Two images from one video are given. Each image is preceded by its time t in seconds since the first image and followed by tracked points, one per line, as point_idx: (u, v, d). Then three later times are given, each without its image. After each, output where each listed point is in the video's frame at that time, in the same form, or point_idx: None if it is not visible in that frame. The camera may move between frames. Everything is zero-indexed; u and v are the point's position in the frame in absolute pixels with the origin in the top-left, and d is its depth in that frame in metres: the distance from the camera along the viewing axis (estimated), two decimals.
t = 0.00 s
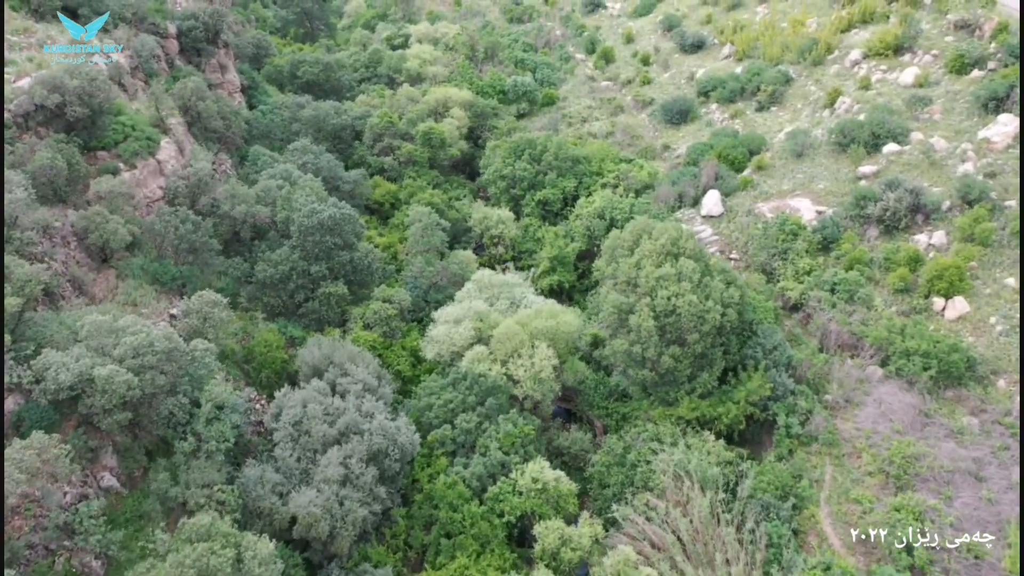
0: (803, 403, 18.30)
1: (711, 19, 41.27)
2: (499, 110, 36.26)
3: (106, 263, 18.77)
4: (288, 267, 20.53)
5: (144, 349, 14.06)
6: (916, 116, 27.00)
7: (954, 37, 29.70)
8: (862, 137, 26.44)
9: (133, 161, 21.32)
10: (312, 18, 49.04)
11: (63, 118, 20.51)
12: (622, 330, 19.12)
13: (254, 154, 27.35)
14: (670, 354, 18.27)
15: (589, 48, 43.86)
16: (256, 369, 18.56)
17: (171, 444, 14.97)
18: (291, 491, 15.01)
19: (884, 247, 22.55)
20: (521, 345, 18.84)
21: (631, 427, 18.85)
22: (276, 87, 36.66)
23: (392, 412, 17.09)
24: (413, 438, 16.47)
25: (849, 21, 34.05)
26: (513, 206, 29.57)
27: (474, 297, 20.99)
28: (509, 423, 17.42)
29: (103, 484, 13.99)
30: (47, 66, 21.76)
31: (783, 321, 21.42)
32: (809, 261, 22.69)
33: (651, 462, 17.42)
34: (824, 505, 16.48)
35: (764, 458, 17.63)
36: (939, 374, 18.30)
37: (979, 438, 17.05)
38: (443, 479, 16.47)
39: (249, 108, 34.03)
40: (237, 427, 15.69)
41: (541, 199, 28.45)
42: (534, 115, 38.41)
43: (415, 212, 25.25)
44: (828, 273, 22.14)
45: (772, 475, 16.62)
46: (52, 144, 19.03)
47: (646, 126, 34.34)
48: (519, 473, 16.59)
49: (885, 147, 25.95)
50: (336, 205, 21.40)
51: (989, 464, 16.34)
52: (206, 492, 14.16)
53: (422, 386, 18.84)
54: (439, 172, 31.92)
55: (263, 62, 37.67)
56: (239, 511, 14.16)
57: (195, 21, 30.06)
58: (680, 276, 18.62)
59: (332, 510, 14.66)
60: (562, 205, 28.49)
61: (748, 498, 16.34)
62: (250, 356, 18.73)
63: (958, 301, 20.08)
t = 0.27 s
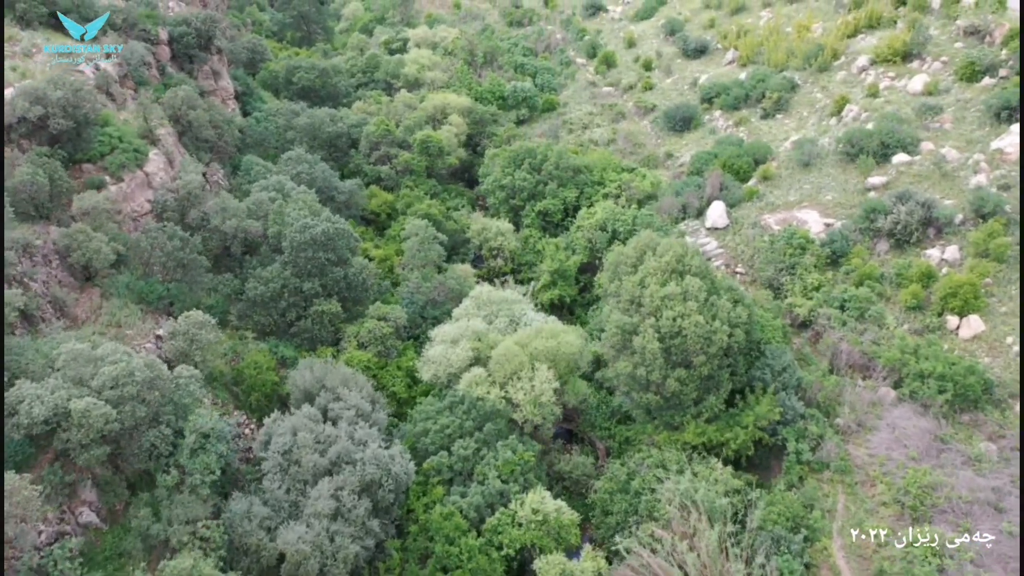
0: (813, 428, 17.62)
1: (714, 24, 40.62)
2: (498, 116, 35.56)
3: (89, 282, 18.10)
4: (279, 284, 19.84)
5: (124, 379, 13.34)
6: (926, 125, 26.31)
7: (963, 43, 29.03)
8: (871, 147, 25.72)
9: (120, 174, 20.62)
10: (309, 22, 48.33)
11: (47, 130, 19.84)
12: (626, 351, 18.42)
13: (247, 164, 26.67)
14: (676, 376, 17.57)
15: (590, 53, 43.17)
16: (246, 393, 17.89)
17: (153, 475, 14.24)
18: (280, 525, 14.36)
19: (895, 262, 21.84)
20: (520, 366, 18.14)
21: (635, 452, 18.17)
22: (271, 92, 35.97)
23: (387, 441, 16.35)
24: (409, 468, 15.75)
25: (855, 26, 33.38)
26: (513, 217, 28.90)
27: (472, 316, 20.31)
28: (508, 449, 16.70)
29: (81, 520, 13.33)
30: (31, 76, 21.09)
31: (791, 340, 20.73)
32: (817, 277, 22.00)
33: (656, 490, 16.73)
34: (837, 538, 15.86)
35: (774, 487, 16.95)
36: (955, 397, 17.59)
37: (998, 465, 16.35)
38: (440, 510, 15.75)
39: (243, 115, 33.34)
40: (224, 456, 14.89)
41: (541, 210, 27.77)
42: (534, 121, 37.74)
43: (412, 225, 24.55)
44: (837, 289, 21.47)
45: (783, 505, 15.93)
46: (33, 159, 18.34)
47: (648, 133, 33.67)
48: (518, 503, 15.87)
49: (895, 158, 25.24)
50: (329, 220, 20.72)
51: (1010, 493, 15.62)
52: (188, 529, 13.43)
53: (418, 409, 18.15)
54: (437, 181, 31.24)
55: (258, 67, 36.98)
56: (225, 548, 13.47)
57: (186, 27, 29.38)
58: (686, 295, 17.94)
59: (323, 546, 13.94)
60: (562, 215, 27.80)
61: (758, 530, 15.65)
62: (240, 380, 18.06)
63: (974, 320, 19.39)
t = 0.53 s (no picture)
0: (824, 454, 16.94)
1: (718, 28, 39.94)
2: (498, 123, 34.89)
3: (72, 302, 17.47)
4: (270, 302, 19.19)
5: (101, 412, 12.65)
6: (937, 134, 25.62)
7: (974, 49, 28.35)
8: (880, 157, 25.04)
9: (106, 188, 19.96)
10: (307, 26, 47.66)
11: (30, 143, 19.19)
12: (629, 373, 17.75)
13: (239, 175, 26.03)
14: (681, 401, 16.89)
15: (591, 57, 42.49)
16: (235, 417, 17.23)
17: (134, 511, 13.60)
18: (267, 563, 13.83)
19: (907, 278, 21.17)
20: (520, 390, 17.43)
21: (639, 479, 17.53)
22: (267, 98, 35.32)
23: (383, 470, 15.53)
24: (404, 498, 14.94)
25: (862, 31, 32.70)
26: (512, 228, 28.25)
27: (470, 336, 19.69)
28: (507, 478, 16.00)
29: (57, 559, 12.64)
30: (15, 87, 20.45)
31: (800, 359, 20.07)
32: (826, 293, 21.35)
33: (661, 520, 16.09)
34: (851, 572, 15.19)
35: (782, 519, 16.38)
36: (973, 422, 16.91)
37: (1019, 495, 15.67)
38: (436, 543, 15.06)
39: (237, 122, 32.70)
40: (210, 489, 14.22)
41: (542, 221, 27.11)
42: (535, 127, 37.06)
43: (409, 238, 23.89)
44: (847, 306, 20.79)
45: (794, 538, 15.28)
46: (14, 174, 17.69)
47: (651, 141, 33.01)
48: (518, 536, 15.19)
49: (905, 168, 24.55)
50: (323, 235, 20.06)
51: None
52: (170, 569, 12.79)
53: (414, 434, 17.51)
54: (435, 190, 30.59)
55: (254, 72, 36.33)
56: None
57: (178, 33, 28.73)
58: (691, 316, 17.28)
59: None
60: (563, 227, 27.14)
61: (768, 564, 15.01)
62: (229, 405, 17.41)
63: (990, 340, 18.70)
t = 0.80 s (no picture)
0: (837, 482, 16.25)
1: (721, 32, 39.27)
2: (497, 129, 34.23)
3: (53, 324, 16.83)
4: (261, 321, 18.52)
5: (77, 449, 12.04)
6: (947, 144, 24.95)
7: (984, 56, 27.66)
8: (889, 167, 24.36)
9: (91, 203, 19.27)
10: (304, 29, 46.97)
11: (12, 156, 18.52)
12: (633, 396, 17.09)
13: (232, 185, 25.36)
14: (688, 427, 16.22)
15: (592, 61, 41.81)
16: (223, 443, 16.54)
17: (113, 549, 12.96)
18: None
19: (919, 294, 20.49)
20: (520, 415, 16.79)
21: (643, 508, 16.90)
22: (262, 105, 34.65)
23: (376, 503, 14.90)
24: (398, 533, 14.28)
25: (868, 36, 32.02)
26: (512, 240, 27.60)
27: (468, 356, 19.04)
28: (507, 509, 15.32)
29: None
30: None
31: (810, 379, 19.39)
32: (836, 309, 20.67)
33: (668, 552, 15.44)
34: None
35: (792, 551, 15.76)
36: (991, 449, 16.23)
37: None
38: None
39: (231, 129, 32.03)
40: (194, 525, 13.54)
41: (542, 233, 26.44)
42: (535, 134, 36.39)
43: (405, 251, 23.21)
44: (858, 324, 20.11)
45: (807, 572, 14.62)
46: None
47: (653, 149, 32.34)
48: (518, 571, 14.49)
49: (915, 179, 23.89)
50: (316, 251, 19.38)
51: None
52: None
53: (410, 460, 16.90)
54: (433, 199, 29.89)
55: (249, 78, 35.66)
56: None
57: (170, 39, 28.04)
58: (698, 338, 16.61)
59: None
60: (564, 238, 26.47)
61: None
62: (218, 429, 16.73)
63: (1007, 360, 18.03)
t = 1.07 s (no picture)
0: (850, 512, 15.58)
1: (724, 36, 38.60)
2: (497, 136, 33.58)
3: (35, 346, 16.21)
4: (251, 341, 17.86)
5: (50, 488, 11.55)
6: (958, 154, 24.28)
7: (995, 62, 26.96)
8: (899, 178, 23.70)
9: (76, 218, 18.61)
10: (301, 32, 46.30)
11: None
12: (637, 421, 16.43)
13: (224, 196, 24.73)
14: (695, 454, 15.54)
15: (593, 66, 41.15)
16: (211, 471, 15.89)
17: None
18: None
19: (932, 312, 19.83)
20: (519, 440, 16.13)
21: (648, 538, 16.37)
22: (257, 111, 34.00)
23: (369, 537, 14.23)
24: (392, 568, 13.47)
25: (875, 42, 31.34)
26: (512, 251, 26.98)
27: (465, 377, 18.39)
28: (506, 541, 14.61)
29: None
30: None
31: (819, 400, 18.75)
32: (846, 327, 20.02)
33: None
34: None
35: None
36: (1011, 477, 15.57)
37: None
38: None
39: (225, 137, 31.37)
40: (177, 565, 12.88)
41: (543, 244, 25.80)
42: (535, 140, 35.74)
43: (401, 265, 22.57)
44: (869, 342, 19.46)
45: None
46: None
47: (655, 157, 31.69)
48: None
49: (926, 191, 23.23)
50: (308, 268, 18.72)
51: None
52: None
53: (406, 487, 16.27)
54: (431, 209, 29.24)
55: (244, 83, 35.01)
56: None
57: (161, 45, 27.34)
58: (705, 361, 15.95)
59: None
60: (565, 250, 25.84)
61: None
62: (205, 457, 16.09)
63: None
